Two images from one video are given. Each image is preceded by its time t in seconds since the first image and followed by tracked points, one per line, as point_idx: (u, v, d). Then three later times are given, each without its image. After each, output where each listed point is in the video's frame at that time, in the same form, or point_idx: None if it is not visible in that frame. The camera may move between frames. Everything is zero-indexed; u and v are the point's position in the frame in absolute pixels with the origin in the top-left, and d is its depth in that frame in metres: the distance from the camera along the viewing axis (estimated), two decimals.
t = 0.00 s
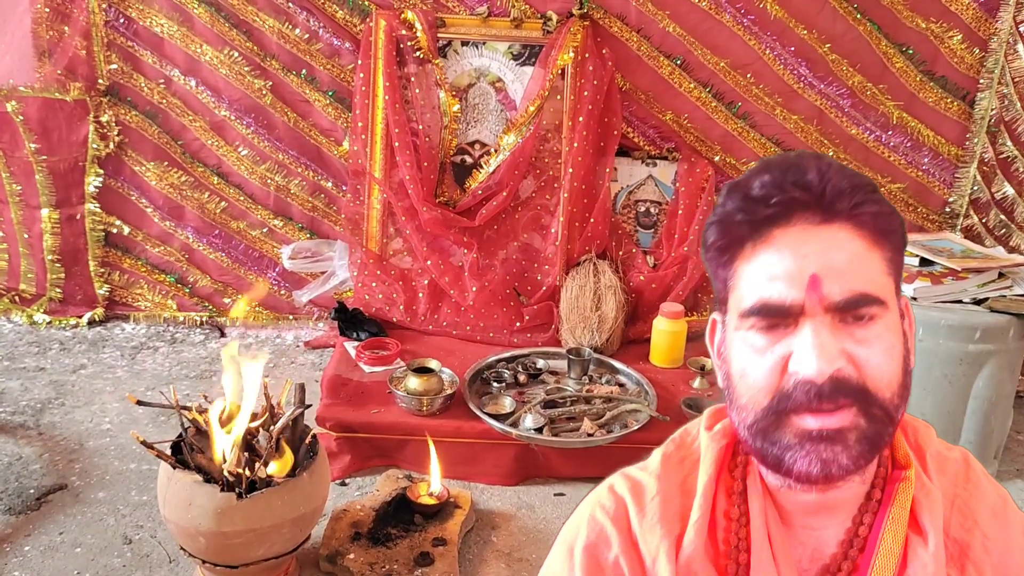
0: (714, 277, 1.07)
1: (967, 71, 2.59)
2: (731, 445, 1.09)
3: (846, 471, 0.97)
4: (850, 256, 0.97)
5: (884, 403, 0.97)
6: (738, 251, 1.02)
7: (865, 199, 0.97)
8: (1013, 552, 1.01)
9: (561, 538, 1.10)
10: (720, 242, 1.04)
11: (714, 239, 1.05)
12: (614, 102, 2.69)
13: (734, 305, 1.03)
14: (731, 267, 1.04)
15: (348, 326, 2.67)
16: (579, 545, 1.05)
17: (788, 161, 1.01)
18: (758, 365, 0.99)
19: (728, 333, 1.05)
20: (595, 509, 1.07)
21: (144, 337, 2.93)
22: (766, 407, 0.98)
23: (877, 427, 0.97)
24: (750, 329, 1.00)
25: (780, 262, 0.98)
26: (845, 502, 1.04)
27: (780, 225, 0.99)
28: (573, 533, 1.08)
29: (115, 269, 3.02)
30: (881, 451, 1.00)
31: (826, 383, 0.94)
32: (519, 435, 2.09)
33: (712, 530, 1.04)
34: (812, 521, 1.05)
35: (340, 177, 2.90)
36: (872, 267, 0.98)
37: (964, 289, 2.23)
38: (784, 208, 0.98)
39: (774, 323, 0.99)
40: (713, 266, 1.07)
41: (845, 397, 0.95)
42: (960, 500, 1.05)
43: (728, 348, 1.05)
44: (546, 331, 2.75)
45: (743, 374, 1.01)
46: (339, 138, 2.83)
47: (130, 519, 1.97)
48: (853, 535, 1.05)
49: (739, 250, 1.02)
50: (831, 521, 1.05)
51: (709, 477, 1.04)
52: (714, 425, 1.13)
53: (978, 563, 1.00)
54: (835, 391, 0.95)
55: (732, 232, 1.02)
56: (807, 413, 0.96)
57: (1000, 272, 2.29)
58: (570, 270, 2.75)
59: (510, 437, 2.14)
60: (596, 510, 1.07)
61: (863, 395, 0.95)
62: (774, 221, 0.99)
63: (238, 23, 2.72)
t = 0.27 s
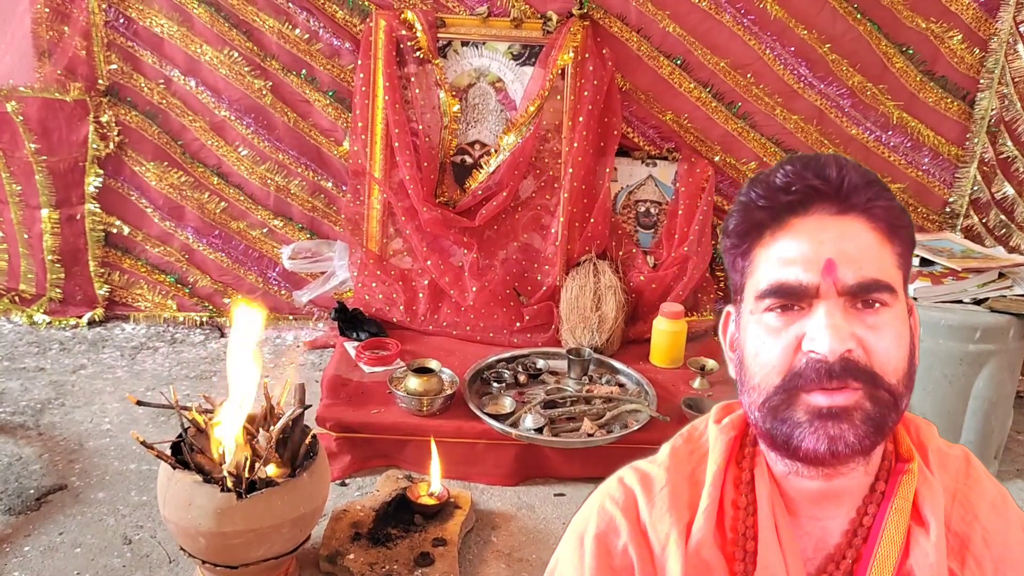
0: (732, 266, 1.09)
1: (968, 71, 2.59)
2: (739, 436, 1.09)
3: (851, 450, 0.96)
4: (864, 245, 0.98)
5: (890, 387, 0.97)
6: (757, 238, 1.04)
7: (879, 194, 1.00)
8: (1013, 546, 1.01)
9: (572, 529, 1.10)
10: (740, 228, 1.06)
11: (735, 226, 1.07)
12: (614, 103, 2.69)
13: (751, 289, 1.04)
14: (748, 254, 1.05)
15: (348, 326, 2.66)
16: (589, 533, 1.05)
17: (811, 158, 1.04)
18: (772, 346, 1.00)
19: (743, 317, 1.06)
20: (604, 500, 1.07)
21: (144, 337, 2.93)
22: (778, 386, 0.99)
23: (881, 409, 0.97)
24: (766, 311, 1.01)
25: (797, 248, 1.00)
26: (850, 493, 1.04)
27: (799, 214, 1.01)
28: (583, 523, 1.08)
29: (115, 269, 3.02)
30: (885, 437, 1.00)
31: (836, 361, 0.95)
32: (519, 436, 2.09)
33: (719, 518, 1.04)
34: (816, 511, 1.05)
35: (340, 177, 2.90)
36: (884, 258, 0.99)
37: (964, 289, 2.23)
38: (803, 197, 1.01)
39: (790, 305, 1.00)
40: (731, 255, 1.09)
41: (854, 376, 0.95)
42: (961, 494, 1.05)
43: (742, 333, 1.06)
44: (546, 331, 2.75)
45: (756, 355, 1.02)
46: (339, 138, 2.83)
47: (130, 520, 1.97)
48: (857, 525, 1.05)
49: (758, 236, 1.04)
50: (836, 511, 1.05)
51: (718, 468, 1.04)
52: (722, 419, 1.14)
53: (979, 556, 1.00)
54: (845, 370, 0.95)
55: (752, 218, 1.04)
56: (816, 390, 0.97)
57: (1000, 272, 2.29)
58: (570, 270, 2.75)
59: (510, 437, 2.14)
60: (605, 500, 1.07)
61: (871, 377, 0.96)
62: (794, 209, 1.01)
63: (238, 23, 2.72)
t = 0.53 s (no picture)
0: (740, 265, 1.08)
1: (968, 71, 2.59)
2: (744, 433, 1.09)
3: (853, 449, 0.97)
4: (871, 249, 0.98)
5: (893, 388, 0.97)
6: (765, 239, 1.04)
7: (886, 198, 1.00)
8: (1013, 545, 1.01)
9: (578, 524, 1.10)
10: (749, 229, 1.05)
11: (744, 227, 1.06)
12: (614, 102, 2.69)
13: (758, 289, 1.04)
14: (756, 254, 1.05)
15: (348, 326, 2.66)
16: (596, 526, 1.05)
17: (820, 161, 1.04)
18: (777, 346, 1.00)
19: (750, 316, 1.06)
20: (610, 494, 1.07)
21: (144, 337, 2.93)
22: (783, 383, 0.99)
23: (884, 409, 0.97)
24: (772, 311, 1.01)
25: (804, 249, 1.00)
26: (853, 491, 1.04)
27: (807, 217, 1.01)
28: (590, 517, 1.08)
29: (115, 270, 3.02)
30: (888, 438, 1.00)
31: (840, 362, 0.95)
32: (519, 435, 2.09)
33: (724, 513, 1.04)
34: (820, 508, 1.05)
35: (340, 177, 2.89)
36: (890, 262, 0.99)
37: (964, 289, 2.24)
38: (811, 200, 1.00)
39: (795, 305, 1.00)
40: (739, 254, 1.08)
41: (858, 376, 0.96)
42: (962, 492, 1.05)
43: (748, 332, 1.06)
44: (546, 331, 2.74)
45: (762, 354, 1.02)
46: (339, 138, 2.83)
47: (130, 520, 1.97)
48: (860, 522, 1.05)
49: (765, 238, 1.04)
50: (839, 508, 1.05)
51: (723, 463, 1.04)
52: (728, 416, 1.14)
53: (980, 554, 1.00)
54: (849, 370, 0.95)
55: (760, 219, 1.04)
56: (820, 389, 0.97)
57: (1000, 272, 2.29)
58: (570, 270, 2.75)
59: (510, 437, 2.14)
60: (611, 494, 1.07)
61: (874, 377, 0.96)
62: (803, 212, 1.01)
63: (238, 23, 2.72)
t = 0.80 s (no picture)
0: (743, 269, 1.08)
1: (967, 71, 2.59)
2: (744, 435, 1.09)
3: (853, 458, 0.97)
4: (875, 257, 0.98)
5: (897, 397, 0.97)
6: (769, 244, 1.03)
7: (892, 204, 0.99)
8: (1013, 545, 1.01)
9: (577, 525, 1.10)
10: (753, 233, 1.05)
11: (748, 231, 1.06)
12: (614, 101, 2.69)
13: (761, 294, 1.04)
14: (760, 258, 1.05)
15: (348, 325, 2.66)
16: (595, 527, 1.05)
17: (826, 165, 1.03)
18: (779, 352, 1.00)
19: (753, 321, 1.05)
20: (610, 495, 1.07)
21: (144, 337, 2.93)
22: (783, 391, 0.99)
23: (887, 418, 0.97)
24: (774, 317, 1.01)
25: (808, 256, 0.99)
26: (853, 492, 1.04)
27: (812, 223, 1.00)
28: (590, 517, 1.08)
29: (114, 269, 3.02)
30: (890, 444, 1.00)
31: (842, 372, 0.95)
32: (519, 435, 2.09)
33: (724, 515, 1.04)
34: (821, 509, 1.05)
35: (339, 177, 2.89)
36: (894, 270, 0.99)
37: (964, 289, 2.24)
38: (816, 207, 1.00)
39: (798, 312, 1.00)
40: (743, 258, 1.08)
41: (860, 384, 0.96)
42: (963, 493, 1.05)
43: (750, 337, 1.06)
44: (545, 331, 2.74)
45: (763, 360, 1.02)
46: (339, 138, 2.83)
47: (130, 520, 1.97)
48: (861, 524, 1.05)
49: (769, 243, 1.03)
50: (840, 509, 1.05)
51: (723, 464, 1.04)
52: (728, 417, 1.14)
53: (980, 554, 1.00)
54: (852, 379, 0.95)
55: (765, 224, 1.03)
56: (821, 399, 0.97)
57: (1000, 272, 2.29)
58: (569, 270, 2.75)
59: (510, 437, 2.13)
60: (611, 495, 1.07)
61: (876, 385, 0.96)
62: (808, 218, 1.00)
63: (237, 22, 2.72)
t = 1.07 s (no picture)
0: (743, 265, 1.08)
1: (966, 71, 2.59)
2: (741, 436, 1.09)
3: (853, 458, 0.97)
4: (876, 254, 0.98)
5: (896, 396, 0.97)
6: (769, 240, 1.03)
7: (893, 202, 1.00)
8: (1012, 545, 1.01)
9: (574, 528, 1.10)
10: (753, 229, 1.05)
11: (748, 227, 1.06)
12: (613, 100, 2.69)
13: (761, 290, 1.04)
14: (760, 255, 1.05)
15: (347, 325, 2.65)
16: (591, 530, 1.05)
17: (827, 162, 1.03)
18: (779, 349, 1.00)
19: (752, 318, 1.05)
20: (606, 498, 1.07)
21: (143, 336, 2.93)
22: (783, 389, 0.99)
23: (886, 417, 0.97)
24: (774, 314, 1.01)
25: (809, 253, 0.99)
26: (852, 493, 1.04)
27: (812, 220, 1.00)
28: (586, 520, 1.08)
29: (113, 269, 3.02)
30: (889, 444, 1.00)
31: (843, 369, 0.95)
32: (518, 434, 2.09)
33: (721, 517, 1.04)
34: (819, 510, 1.05)
35: (339, 176, 2.89)
36: (894, 267, 0.99)
37: (963, 289, 2.24)
38: (818, 203, 1.00)
39: (798, 309, 1.00)
40: (742, 254, 1.08)
41: (859, 383, 0.96)
42: (961, 494, 1.05)
43: (749, 334, 1.06)
44: (545, 331, 2.74)
45: (763, 357, 1.02)
46: (338, 137, 2.83)
47: (129, 519, 1.97)
48: (859, 525, 1.05)
49: (770, 239, 1.03)
50: (839, 511, 1.05)
51: (720, 466, 1.04)
52: (725, 419, 1.14)
53: (979, 555, 1.00)
54: (851, 377, 0.95)
55: (765, 220, 1.03)
56: (821, 397, 0.97)
57: (999, 271, 2.29)
58: (568, 269, 2.75)
59: (509, 436, 2.13)
60: (607, 498, 1.07)
61: (876, 384, 0.96)
62: (809, 214, 1.00)
63: (236, 22, 2.72)
